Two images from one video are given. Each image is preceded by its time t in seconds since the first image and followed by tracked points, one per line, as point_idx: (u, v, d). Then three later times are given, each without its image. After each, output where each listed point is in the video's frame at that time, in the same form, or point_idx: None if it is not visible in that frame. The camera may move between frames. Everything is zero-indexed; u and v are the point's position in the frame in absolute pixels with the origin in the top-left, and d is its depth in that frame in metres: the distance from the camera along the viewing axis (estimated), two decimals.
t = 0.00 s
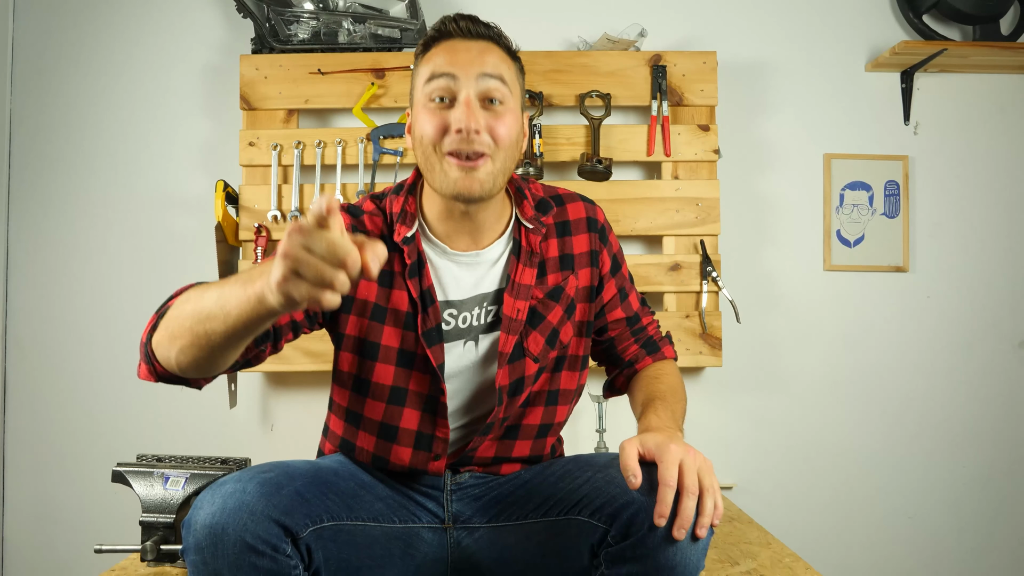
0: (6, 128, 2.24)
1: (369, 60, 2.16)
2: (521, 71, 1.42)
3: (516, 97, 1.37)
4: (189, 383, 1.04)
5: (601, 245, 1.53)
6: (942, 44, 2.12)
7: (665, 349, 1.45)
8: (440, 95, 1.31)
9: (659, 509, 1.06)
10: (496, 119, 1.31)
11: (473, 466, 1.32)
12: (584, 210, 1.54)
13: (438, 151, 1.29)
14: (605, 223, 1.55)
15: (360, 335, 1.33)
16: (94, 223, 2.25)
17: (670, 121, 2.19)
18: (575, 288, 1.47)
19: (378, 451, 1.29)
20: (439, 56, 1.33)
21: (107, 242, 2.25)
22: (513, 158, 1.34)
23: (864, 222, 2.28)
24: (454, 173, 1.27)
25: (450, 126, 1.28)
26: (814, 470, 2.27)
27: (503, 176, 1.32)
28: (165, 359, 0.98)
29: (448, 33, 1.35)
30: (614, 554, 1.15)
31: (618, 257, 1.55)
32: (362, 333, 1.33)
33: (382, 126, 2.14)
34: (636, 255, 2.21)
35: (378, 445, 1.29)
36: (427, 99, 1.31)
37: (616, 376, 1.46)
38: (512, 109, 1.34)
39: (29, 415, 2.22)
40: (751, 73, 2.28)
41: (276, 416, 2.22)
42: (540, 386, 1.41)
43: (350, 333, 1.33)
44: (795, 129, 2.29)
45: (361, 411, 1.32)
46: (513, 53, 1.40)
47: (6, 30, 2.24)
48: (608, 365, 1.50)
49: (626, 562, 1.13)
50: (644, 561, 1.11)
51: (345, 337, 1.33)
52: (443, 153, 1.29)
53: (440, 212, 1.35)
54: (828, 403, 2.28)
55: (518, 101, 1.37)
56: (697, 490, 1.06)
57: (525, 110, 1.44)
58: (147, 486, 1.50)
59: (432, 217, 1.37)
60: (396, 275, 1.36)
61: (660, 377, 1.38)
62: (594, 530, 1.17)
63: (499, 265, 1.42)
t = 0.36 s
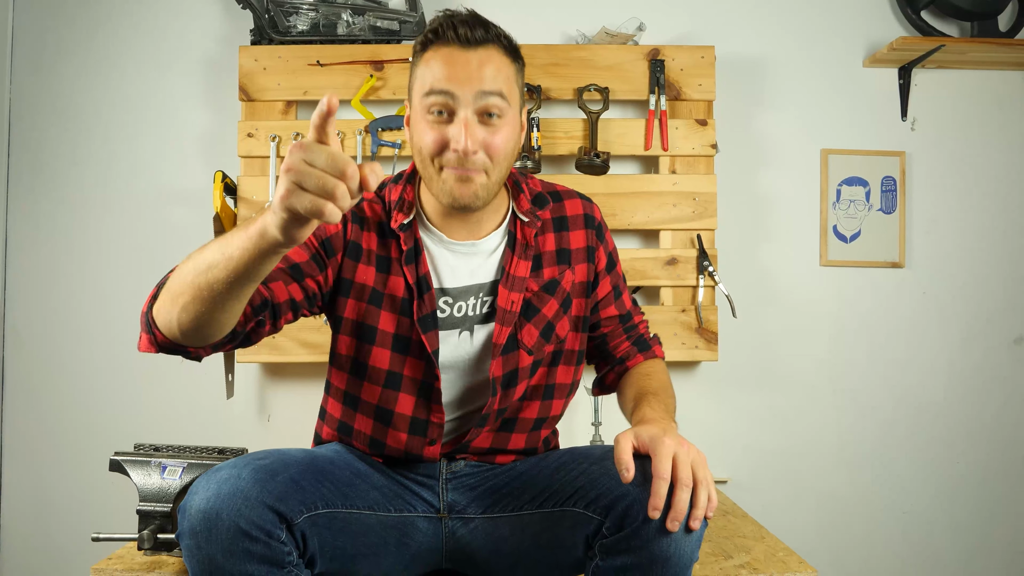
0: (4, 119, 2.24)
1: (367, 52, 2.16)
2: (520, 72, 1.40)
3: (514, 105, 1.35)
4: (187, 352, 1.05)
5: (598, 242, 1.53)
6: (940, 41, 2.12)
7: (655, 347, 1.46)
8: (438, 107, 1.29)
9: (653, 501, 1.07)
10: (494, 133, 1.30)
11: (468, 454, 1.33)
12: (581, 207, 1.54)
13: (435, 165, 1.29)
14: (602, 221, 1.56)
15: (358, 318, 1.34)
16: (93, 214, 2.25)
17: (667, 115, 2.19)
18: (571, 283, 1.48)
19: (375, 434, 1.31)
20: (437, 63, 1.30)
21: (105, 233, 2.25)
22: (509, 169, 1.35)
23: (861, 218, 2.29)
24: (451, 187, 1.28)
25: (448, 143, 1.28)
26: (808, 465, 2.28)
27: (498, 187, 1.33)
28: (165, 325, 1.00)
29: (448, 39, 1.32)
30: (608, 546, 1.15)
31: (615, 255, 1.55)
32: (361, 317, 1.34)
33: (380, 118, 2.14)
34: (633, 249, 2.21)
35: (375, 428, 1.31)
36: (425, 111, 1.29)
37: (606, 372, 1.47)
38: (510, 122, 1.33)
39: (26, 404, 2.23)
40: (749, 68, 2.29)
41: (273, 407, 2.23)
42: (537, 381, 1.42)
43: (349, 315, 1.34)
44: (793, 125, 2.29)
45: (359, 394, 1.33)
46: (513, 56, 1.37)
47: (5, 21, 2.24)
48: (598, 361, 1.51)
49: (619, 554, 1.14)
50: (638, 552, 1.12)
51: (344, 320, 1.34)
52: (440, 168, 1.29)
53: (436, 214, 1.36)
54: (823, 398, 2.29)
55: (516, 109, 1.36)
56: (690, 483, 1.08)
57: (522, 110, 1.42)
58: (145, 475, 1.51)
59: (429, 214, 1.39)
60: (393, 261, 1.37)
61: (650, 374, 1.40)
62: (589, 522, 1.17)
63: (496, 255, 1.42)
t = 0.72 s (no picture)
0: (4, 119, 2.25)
1: (368, 52, 2.16)
2: (525, 86, 1.41)
3: (519, 121, 1.37)
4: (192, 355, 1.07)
5: (600, 251, 1.54)
6: (937, 41, 2.13)
7: (649, 355, 1.47)
8: (442, 124, 1.32)
9: (655, 500, 1.08)
10: (498, 150, 1.33)
11: (470, 454, 1.34)
12: (584, 215, 1.55)
13: (439, 181, 1.32)
14: (604, 230, 1.57)
15: (361, 323, 1.36)
16: (94, 213, 2.26)
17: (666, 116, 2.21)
18: (572, 292, 1.49)
19: (376, 437, 1.31)
20: (441, 80, 1.32)
21: (106, 232, 2.26)
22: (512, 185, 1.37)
23: (858, 217, 2.30)
24: (454, 205, 1.32)
25: (451, 161, 1.31)
26: (806, 462, 2.30)
27: (502, 202, 1.36)
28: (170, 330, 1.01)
29: (452, 56, 1.33)
30: (610, 543, 1.16)
31: (616, 263, 1.57)
32: (364, 321, 1.36)
33: (381, 118, 2.15)
34: (632, 249, 2.23)
35: (377, 431, 1.32)
36: (430, 128, 1.32)
37: (599, 380, 1.48)
38: (514, 139, 1.35)
39: (29, 403, 2.24)
40: (748, 69, 2.30)
41: (275, 405, 2.24)
42: (543, 390, 1.44)
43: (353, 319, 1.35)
44: (791, 125, 2.31)
45: (361, 397, 1.34)
46: (518, 71, 1.38)
47: (5, 21, 2.25)
48: (593, 367, 1.52)
49: (621, 552, 1.15)
50: (639, 550, 1.13)
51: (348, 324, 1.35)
52: (444, 184, 1.32)
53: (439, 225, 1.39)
54: (821, 396, 2.30)
55: (520, 124, 1.38)
56: (691, 481, 1.09)
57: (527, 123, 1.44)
58: (148, 474, 1.52)
59: (430, 222, 1.41)
60: (396, 266, 1.38)
61: (646, 379, 1.40)
62: (591, 519, 1.19)
63: (498, 262, 1.44)
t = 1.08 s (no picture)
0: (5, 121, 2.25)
1: (367, 56, 2.18)
2: (520, 91, 1.42)
3: (515, 126, 1.39)
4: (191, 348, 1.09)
5: (597, 255, 1.55)
6: (931, 46, 2.15)
7: (656, 353, 1.48)
8: (439, 130, 1.33)
9: (647, 504, 1.10)
10: (494, 155, 1.35)
11: (468, 458, 1.34)
12: (581, 220, 1.56)
13: (436, 185, 1.34)
14: (601, 233, 1.57)
15: (360, 327, 1.37)
16: (94, 216, 2.27)
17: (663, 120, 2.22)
18: (570, 296, 1.50)
19: (375, 440, 1.33)
20: (437, 86, 1.33)
21: (106, 235, 2.27)
22: (509, 189, 1.39)
23: (854, 221, 2.32)
24: (451, 208, 1.33)
25: (449, 164, 1.32)
26: (802, 464, 2.31)
27: (499, 206, 1.38)
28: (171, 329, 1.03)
29: (447, 62, 1.34)
30: (605, 546, 1.18)
31: (614, 266, 1.58)
32: (363, 325, 1.37)
33: (380, 122, 2.16)
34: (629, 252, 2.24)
35: (376, 434, 1.33)
36: (427, 134, 1.34)
37: (607, 379, 1.49)
38: (510, 143, 1.37)
39: (28, 406, 2.24)
40: (745, 73, 2.31)
41: (274, 408, 2.25)
42: (539, 393, 1.45)
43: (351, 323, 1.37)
44: (787, 129, 2.32)
45: (360, 401, 1.36)
46: (513, 77, 1.39)
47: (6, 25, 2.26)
48: (599, 369, 1.53)
49: (617, 554, 1.16)
50: (634, 553, 1.14)
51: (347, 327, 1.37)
52: (441, 188, 1.34)
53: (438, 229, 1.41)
54: (817, 399, 2.32)
55: (516, 129, 1.39)
56: (683, 484, 1.10)
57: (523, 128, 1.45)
58: (148, 478, 1.52)
59: (430, 227, 1.43)
60: (395, 271, 1.39)
61: (651, 379, 1.42)
62: (587, 523, 1.21)
63: (496, 267, 1.45)
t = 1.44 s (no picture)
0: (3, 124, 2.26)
1: (363, 59, 2.19)
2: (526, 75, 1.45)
3: (520, 101, 1.40)
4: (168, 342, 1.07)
5: (598, 247, 1.54)
6: (925, 48, 2.16)
7: (663, 346, 1.48)
8: (447, 96, 1.35)
9: (641, 505, 1.10)
10: (501, 120, 1.35)
11: (464, 460, 1.36)
12: (582, 213, 1.55)
13: (442, 148, 1.33)
14: (603, 226, 1.56)
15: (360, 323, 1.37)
16: (90, 219, 2.27)
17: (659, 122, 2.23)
18: (569, 287, 1.50)
19: (377, 432, 1.35)
20: (446, 57, 1.37)
21: (102, 238, 2.27)
22: (516, 160, 1.38)
23: (849, 222, 2.33)
24: (456, 170, 1.31)
25: (455, 126, 1.33)
26: (798, 465, 2.32)
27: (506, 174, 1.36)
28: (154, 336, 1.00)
29: (455, 37, 1.38)
30: (599, 547, 1.18)
31: (616, 259, 1.56)
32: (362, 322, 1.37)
33: (376, 124, 2.16)
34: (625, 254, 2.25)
35: (379, 427, 1.35)
36: (435, 100, 1.36)
37: (615, 371, 1.50)
38: (516, 113, 1.38)
39: (25, 409, 2.24)
40: (740, 75, 2.32)
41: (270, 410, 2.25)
42: (531, 380, 1.44)
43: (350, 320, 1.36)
44: (782, 131, 2.33)
45: (360, 395, 1.36)
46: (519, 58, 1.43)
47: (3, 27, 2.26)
48: (608, 362, 1.53)
49: (611, 556, 1.17)
50: (628, 554, 1.15)
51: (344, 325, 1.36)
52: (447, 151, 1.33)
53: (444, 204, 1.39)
54: (813, 400, 2.33)
55: (522, 104, 1.41)
56: (678, 487, 1.11)
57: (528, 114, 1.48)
58: (145, 480, 1.52)
59: (435, 209, 1.42)
60: (397, 264, 1.40)
61: (657, 374, 1.42)
62: (581, 524, 1.20)
63: (499, 257, 1.46)
